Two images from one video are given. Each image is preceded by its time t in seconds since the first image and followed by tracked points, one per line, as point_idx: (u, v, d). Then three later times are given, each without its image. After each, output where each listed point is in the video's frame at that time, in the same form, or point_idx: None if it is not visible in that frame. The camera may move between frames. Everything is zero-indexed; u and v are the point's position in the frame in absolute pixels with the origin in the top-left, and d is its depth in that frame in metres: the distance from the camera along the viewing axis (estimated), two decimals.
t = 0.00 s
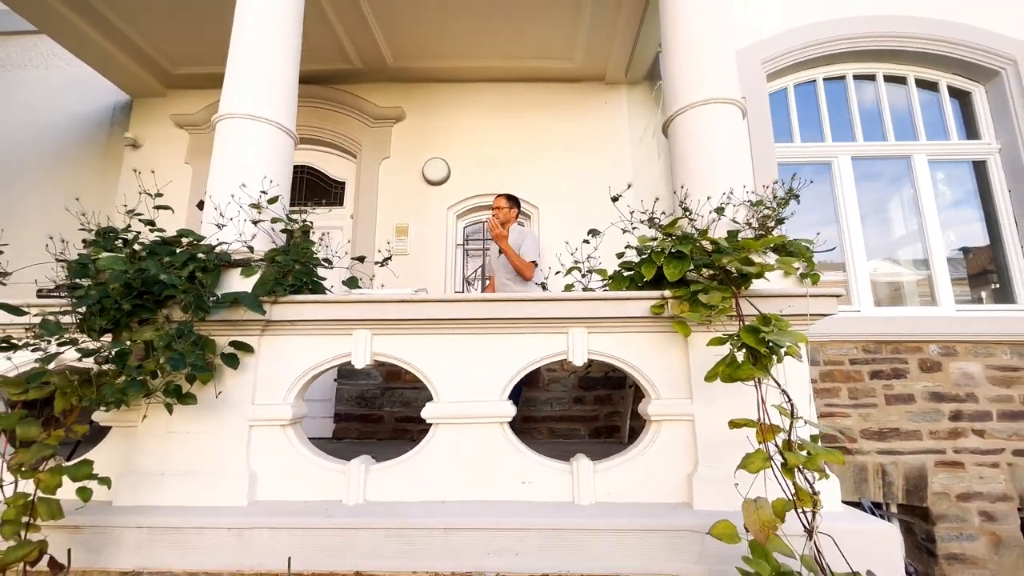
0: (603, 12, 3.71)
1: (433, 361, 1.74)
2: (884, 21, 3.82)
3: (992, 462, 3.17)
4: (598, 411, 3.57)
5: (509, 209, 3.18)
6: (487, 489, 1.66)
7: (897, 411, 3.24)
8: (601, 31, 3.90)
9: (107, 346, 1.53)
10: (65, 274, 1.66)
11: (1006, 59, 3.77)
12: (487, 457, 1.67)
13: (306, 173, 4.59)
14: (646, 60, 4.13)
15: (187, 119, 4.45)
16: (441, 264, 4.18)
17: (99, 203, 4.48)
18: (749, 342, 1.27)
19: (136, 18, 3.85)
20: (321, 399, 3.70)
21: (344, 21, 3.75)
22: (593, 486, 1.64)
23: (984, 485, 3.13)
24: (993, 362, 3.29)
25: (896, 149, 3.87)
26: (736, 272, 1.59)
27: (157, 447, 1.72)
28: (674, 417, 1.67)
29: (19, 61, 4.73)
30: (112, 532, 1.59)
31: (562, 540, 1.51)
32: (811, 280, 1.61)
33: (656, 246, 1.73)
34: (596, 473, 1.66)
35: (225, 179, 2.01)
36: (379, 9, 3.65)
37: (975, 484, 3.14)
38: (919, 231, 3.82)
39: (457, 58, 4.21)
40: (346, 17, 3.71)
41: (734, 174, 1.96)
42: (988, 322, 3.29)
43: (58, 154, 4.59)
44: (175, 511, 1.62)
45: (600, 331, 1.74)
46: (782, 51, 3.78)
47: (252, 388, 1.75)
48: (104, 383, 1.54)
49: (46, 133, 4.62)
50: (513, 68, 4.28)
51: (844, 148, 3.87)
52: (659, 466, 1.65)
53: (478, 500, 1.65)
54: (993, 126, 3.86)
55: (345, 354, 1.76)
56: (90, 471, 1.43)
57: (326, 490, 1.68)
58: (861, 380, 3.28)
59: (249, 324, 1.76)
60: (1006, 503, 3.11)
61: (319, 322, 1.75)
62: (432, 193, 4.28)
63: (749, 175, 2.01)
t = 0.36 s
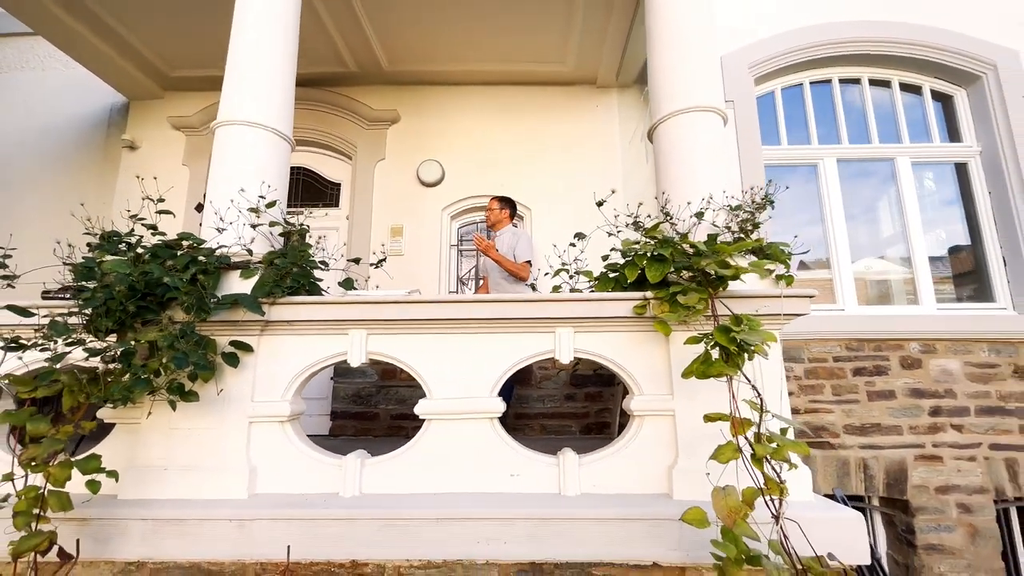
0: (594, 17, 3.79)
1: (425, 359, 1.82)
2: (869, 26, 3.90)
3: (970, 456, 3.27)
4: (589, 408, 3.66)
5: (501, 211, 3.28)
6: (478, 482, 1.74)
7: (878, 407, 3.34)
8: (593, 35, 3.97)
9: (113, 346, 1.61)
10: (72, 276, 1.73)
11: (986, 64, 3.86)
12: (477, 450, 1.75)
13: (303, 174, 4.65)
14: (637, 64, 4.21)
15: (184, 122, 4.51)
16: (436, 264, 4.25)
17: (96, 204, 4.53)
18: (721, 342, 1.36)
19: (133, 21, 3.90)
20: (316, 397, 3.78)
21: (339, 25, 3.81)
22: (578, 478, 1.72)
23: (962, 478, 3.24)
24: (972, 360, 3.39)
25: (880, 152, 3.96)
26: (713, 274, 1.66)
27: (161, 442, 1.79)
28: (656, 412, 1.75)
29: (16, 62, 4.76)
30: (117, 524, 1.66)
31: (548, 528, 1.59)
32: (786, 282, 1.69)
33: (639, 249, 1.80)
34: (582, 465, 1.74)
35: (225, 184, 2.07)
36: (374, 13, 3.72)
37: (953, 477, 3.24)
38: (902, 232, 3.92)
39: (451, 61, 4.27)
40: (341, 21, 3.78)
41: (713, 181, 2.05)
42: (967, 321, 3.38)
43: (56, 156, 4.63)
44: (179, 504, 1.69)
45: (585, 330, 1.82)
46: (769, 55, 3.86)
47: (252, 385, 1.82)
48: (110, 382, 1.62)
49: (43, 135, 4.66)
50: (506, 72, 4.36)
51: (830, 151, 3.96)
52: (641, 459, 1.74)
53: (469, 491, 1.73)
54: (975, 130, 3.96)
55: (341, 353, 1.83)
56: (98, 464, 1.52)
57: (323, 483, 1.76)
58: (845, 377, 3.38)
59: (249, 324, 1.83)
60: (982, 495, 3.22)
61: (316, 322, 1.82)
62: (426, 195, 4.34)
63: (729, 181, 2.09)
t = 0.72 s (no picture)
0: (581, 24, 3.87)
1: (412, 359, 1.88)
2: (849, 34, 4.01)
3: (943, 452, 3.39)
4: (576, 406, 3.75)
5: (494, 213, 3.33)
6: (462, 477, 1.80)
7: (856, 404, 3.45)
8: (580, 41, 4.05)
9: (109, 347, 1.66)
10: (68, 279, 1.78)
11: (961, 72, 3.98)
12: (462, 447, 1.82)
13: (294, 176, 4.69)
14: (623, 69, 4.29)
15: (176, 123, 4.54)
16: (426, 266, 4.31)
17: (87, 205, 4.55)
18: (690, 342, 1.44)
19: (124, 24, 3.93)
20: (307, 397, 3.73)
21: (330, 29, 3.86)
22: (559, 472, 1.79)
23: (934, 473, 3.35)
24: (945, 359, 3.50)
25: (860, 157, 4.07)
26: (687, 278, 1.73)
27: (154, 441, 1.84)
28: (633, 410, 1.83)
29: (5, 62, 4.76)
30: (112, 519, 1.71)
31: (529, 521, 1.67)
32: (757, 285, 1.78)
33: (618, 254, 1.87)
34: (562, 461, 1.81)
35: (217, 190, 2.13)
36: (365, 19, 3.78)
37: (926, 472, 3.36)
38: (881, 235, 4.03)
39: (441, 65, 4.34)
40: (333, 26, 3.83)
41: (690, 188, 2.23)
42: (941, 321, 3.50)
43: (46, 157, 4.63)
44: (173, 500, 1.75)
45: (567, 331, 1.90)
46: (752, 62, 3.96)
47: (244, 385, 1.88)
48: (105, 382, 1.67)
49: (33, 135, 4.66)
50: (496, 76, 4.43)
51: (811, 155, 4.07)
52: (620, 454, 1.82)
53: (454, 487, 1.80)
54: (950, 135, 4.08)
55: (331, 353, 1.90)
56: (95, 462, 1.58)
57: (313, 479, 1.82)
58: (823, 375, 3.48)
59: (241, 326, 1.88)
60: (954, 489, 3.33)
61: (306, 323, 1.88)
62: (416, 197, 4.40)
63: (703, 188, 2.26)
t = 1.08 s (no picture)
0: (567, 31, 3.94)
1: (398, 361, 1.93)
2: (828, 45, 4.13)
3: (914, 450, 3.51)
4: (561, 407, 3.81)
5: (482, 216, 3.39)
6: (447, 476, 1.85)
7: (831, 404, 3.55)
8: (566, 47, 4.11)
9: (96, 350, 1.68)
10: (55, 283, 1.79)
11: (933, 83, 4.11)
12: (446, 447, 1.87)
13: (281, 177, 4.70)
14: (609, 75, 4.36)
15: (161, 124, 4.52)
16: (414, 268, 4.35)
17: (70, 205, 4.51)
18: (665, 346, 1.51)
19: (110, 24, 3.91)
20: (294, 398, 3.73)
21: (318, 32, 3.88)
22: (541, 471, 1.85)
23: (906, 470, 3.47)
24: (916, 360, 3.63)
25: (837, 164, 4.19)
26: (664, 284, 1.81)
27: (141, 443, 1.86)
28: (613, 410, 1.89)
29: None
30: (99, 521, 1.73)
31: (511, 518, 1.72)
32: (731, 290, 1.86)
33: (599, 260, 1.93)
34: (544, 460, 1.86)
35: (205, 194, 2.15)
36: (354, 23, 3.81)
37: (898, 470, 3.47)
38: (857, 240, 4.15)
39: (429, 69, 4.38)
40: (321, 30, 3.85)
41: (668, 196, 2.30)
42: (913, 324, 3.62)
43: (28, 156, 4.58)
44: (160, 501, 1.77)
45: (549, 335, 1.95)
46: (734, 71, 4.06)
47: (231, 387, 1.91)
48: (93, 385, 1.69)
49: (14, 134, 4.61)
50: (483, 81, 4.49)
51: (790, 162, 4.17)
52: (600, 454, 1.88)
53: (439, 486, 1.84)
54: (923, 144, 4.21)
55: (318, 356, 1.93)
56: (83, 464, 1.60)
57: (299, 480, 1.85)
58: (801, 376, 3.59)
59: (228, 329, 1.91)
60: (924, 486, 3.45)
61: (293, 327, 1.91)
62: (403, 200, 4.44)
63: (682, 196, 2.34)
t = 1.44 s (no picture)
0: (551, 36, 3.99)
1: (379, 363, 1.94)
2: (803, 55, 4.24)
3: (882, 448, 3.63)
4: (543, 407, 3.85)
5: (465, 218, 3.41)
6: (428, 477, 1.87)
7: (805, 404, 3.66)
8: (550, 52, 4.16)
9: (72, 352, 1.66)
10: (29, 284, 1.76)
11: (903, 94, 4.26)
12: (428, 448, 1.89)
13: (263, 177, 4.66)
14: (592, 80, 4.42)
15: (139, 121, 4.45)
16: (397, 269, 4.35)
17: (42, 203, 4.41)
18: (640, 349, 1.55)
19: (86, 19, 3.84)
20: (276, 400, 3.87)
21: (301, 32, 3.86)
22: (522, 471, 1.88)
23: (874, 467, 3.59)
24: (885, 361, 3.75)
25: (812, 171, 4.31)
26: (641, 288, 1.85)
27: (118, 445, 1.84)
28: (592, 411, 1.94)
29: None
30: (74, 524, 1.72)
31: (491, 518, 1.75)
32: (706, 294, 1.91)
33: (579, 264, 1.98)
34: (524, 460, 1.90)
35: (185, 195, 2.14)
36: (337, 24, 3.80)
37: (867, 467, 3.59)
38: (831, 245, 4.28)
39: (414, 71, 4.39)
40: (303, 29, 3.83)
41: (646, 201, 2.36)
42: (882, 326, 3.74)
43: None
44: (138, 504, 1.76)
45: (530, 337, 1.99)
46: (713, 79, 4.15)
47: (211, 389, 1.90)
48: (69, 387, 1.67)
49: None
50: (468, 83, 4.51)
51: (767, 168, 4.28)
52: (578, 454, 1.92)
53: (421, 486, 1.86)
54: (893, 153, 4.36)
55: (300, 358, 1.94)
56: (58, 467, 1.58)
57: (280, 482, 1.86)
58: (775, 377, 3.68)
59: (208, 331, 1.90)
60: (892, 482, 3.57)
61: (275, 329, 1.92)
62: (387, 201, 4.44)
63: (660, 202, 2.40)
